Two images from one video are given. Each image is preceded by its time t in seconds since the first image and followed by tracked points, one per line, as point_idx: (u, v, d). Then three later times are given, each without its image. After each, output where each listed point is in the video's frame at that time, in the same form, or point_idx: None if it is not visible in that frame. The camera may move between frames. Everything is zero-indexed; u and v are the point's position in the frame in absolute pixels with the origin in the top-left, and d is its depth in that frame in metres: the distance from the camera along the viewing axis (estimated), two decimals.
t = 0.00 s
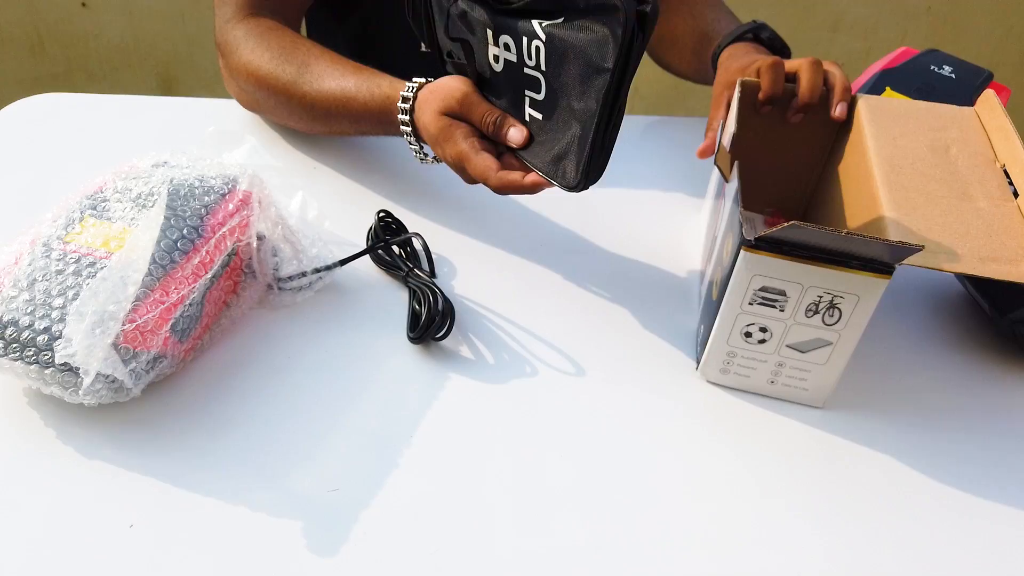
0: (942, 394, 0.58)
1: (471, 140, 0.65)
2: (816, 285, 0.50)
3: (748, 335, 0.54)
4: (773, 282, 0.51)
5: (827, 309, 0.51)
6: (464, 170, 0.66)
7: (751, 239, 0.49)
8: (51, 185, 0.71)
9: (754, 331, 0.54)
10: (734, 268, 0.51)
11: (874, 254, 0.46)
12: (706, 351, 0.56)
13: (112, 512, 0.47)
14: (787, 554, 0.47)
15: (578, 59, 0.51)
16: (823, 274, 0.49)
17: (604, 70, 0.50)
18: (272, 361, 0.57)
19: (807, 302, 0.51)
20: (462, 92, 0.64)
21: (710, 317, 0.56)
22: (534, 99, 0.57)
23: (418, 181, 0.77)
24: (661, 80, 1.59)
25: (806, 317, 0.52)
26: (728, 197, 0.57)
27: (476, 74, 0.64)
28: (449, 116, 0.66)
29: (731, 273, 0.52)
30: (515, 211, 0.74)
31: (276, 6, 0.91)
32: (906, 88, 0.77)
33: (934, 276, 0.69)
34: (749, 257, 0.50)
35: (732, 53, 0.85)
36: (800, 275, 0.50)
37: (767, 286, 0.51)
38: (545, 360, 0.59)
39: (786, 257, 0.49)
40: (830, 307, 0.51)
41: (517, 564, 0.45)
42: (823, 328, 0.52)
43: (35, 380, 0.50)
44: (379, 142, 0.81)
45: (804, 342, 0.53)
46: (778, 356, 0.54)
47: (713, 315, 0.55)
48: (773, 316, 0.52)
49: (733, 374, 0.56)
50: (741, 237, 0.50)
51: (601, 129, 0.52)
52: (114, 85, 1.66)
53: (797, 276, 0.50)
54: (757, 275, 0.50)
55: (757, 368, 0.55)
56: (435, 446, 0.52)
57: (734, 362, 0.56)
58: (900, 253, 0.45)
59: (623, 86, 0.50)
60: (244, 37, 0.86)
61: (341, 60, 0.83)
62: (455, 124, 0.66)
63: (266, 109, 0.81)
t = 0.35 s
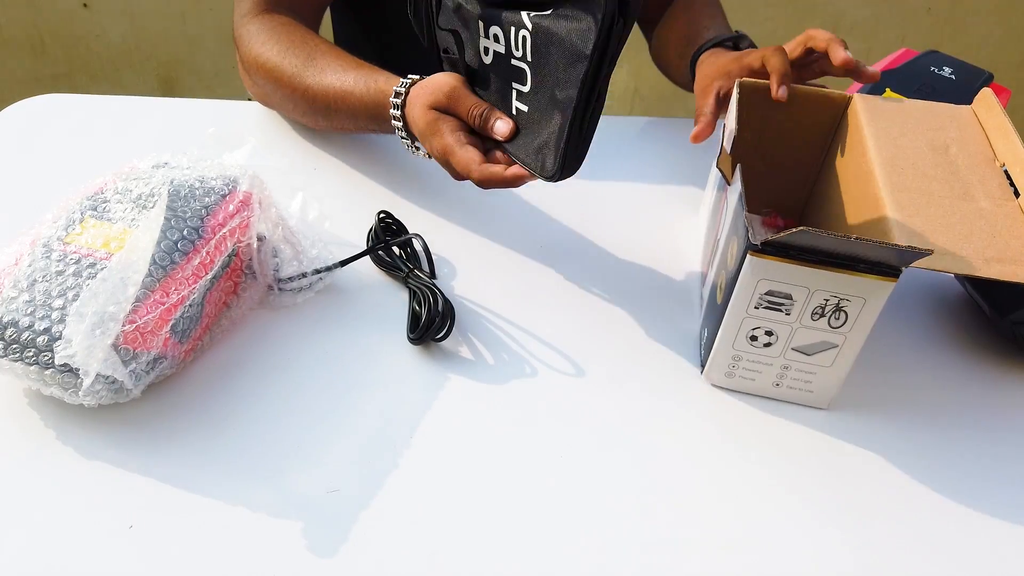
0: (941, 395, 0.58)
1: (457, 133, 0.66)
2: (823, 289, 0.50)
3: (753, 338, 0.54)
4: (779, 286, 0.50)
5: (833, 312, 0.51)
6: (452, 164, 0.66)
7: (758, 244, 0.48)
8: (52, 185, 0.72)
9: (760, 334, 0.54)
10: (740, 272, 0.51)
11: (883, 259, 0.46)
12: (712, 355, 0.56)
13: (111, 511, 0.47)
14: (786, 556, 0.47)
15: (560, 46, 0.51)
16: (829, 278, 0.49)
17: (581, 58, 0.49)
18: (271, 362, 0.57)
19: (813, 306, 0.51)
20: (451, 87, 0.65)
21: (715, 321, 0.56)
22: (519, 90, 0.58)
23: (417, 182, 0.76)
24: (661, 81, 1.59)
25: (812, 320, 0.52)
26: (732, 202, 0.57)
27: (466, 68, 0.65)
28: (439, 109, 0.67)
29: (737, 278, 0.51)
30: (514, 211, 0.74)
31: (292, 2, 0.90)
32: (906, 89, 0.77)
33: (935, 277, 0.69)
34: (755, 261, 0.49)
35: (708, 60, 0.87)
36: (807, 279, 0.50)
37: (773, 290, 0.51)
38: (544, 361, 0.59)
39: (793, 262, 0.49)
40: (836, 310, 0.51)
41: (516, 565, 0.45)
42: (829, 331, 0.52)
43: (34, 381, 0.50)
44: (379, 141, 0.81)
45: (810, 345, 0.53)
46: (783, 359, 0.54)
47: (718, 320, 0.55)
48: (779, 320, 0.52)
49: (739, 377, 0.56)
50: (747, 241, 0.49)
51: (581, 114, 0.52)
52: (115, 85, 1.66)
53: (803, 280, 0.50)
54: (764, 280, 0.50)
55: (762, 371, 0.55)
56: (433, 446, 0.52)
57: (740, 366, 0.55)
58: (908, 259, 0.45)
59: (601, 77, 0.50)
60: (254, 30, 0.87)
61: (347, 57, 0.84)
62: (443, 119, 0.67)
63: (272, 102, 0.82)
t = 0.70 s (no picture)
0: (941, 395, 0.58)
1: (437, 150, 0.66)
2: (765, 250, 0.49)
3: (700, 301, 0.54)
4: (723, 244, 0.50)
5: (776, 276, 0.50)
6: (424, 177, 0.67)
7: (700, 197, 0.48)
8: (51, 185, 0.71)
9: (706, 297, 0.54)
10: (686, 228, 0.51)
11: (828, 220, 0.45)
12: (661, 319, 0.57)
13: (108, 512, 0.47)
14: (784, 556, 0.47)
15: (550, 96, 0.52)
16: (772, 237, 0.48)
17: (562, 110, 0.51)
18: (270, 363, 0.57)
19: (756, 268, 0.50)
20: (445, 104, 0.66)
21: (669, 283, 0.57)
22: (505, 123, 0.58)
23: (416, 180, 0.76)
24: (661, 80, 1.59)
25: (755, 283, 0.51)
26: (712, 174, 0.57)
27: (463, 88, 0.65)
28: (428, 123, 0.68)
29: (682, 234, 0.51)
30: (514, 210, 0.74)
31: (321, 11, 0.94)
32: (906, 88, 0.77)
33: (935, 276, 0.69)
34: (699, 216, 0.49)
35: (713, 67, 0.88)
36: (749, 237, 0.49)
37: (717, 248, 0.51)
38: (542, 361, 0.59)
39: (736, 218, 0.48)
40: (779, 274, 0.50)
41: (515, 566, 0.45)
42: (772, 296, 0.51)
43: (31, 381, 0.50)
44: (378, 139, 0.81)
45: (755, 311, 0.53)
46: (730, 325, 0.55)
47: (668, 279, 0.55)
48: (724, 281, 0.52)
49: (688, 342, 0.57)
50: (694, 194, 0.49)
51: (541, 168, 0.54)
52: (115, 85, 1.66)
53: (746, 240, 0.49)
54: (707, 236, 0.50)
55: (710, 337, 0.56)
56: (432, 447, 0.51)
57: (688, 328, 0.56)
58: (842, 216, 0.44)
59: (580, 124, 0.52)
60: (280, 23, 0.91)
61: (360, 61, 0.87)
62: (430, 135, 0.68)
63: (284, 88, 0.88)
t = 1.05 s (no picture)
0: (941, 394, 0.58)
1: (412, 160, 0.68)
2: (781, 66, 0.49)
3: (751, 163, 0.53)
4: (737, 88, 0.50)
5: (807, 88, 0.50)
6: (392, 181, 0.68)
7: (693, 48, 0.49)
8: (51, 185, 0.72)
9: (755, 156, 0.52)
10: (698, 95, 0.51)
11: None
12: (726, 213, 0.54)
13: (108, 513, 0.47)
14: (783, 557, 0.47)
15: (525, 165, 0.53)
16: (780, 48, 0.48)
17: (528, 180, 0.52)
18: (270, 363, 0.57)
19: (783, 89, 0.50)
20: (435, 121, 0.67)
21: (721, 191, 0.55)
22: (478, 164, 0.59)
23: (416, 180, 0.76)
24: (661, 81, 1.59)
25: (790, 108, 0.51)
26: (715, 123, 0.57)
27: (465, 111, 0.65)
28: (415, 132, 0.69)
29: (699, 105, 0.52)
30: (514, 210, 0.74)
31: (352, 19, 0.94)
32: (906, 89, 0.76)
33: (936, 275, 0.69)
34: (702, 69, 0.50)
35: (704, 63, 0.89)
36: (761, 61, 0.49)
37: (735, 93, 0.50)
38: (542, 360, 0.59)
39: (734, 49, 0.49)
40: (807, 84, 0.49)
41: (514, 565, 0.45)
42: (816, 112, 0.50)
43: (32, 381, 0.50)
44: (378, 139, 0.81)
45: (810, 142, 0.51)
46: (795, 176, 0.52)
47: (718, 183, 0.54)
48: (762, 125, 0.51)
49: (765, 227, 0.54)
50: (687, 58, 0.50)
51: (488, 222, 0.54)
52: (114, 85, 1.66)
53: (759, 65, 0.49)
54: (719, 86, 0.50)
55: (781, 203, 0.53)
56: (431, 447, 0.52)
57: (758, 212, 0.54)
58: None
59: (532, 205, 0.52)
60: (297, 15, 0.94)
61: (371, 56, 0.89)
62: (412, 142, 0.69)
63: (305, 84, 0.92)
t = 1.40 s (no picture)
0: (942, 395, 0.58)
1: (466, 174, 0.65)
2: (770, 67, 0.48)
3: (760, 161, 0.53)
4: (733, 94, 0.49)
5: (800, 81, 0.49)
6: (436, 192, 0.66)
7: (685, 66, 0.48)
8: (51, 185, 0.72)
9: (762, 154, 0.53)
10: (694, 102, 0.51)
11: None
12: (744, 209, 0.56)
13: (106, 513, 0.47)
14: (783, 557, 0.47)
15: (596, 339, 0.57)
16: (766, 52, 0.47)
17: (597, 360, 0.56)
18: (270, 362, 0.57)
19: (777, 87, 0.49)
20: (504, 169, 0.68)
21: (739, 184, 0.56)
22: (526, 289, 0.61)
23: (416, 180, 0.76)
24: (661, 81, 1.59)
25: (787, 102, 0.50)
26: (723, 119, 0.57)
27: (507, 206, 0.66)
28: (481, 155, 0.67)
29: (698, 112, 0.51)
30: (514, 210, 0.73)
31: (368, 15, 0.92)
32: (907, 89, 0.76)
33: (937, 275, 0.69)
34: (695, 84, 0.49)
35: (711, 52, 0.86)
36: (749, 66, 0.48)
37: (732, 99, 0.50)
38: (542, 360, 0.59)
39: (721, 60, 0.47)
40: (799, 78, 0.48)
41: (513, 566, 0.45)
42: (813, 103, 0.49)
43: (32, 381, 0.50)
44: (378, 138, 0.81)
45: (813, 131, 0.51)
46: (805, 166, 0.52)
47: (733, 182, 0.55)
48: (764, 125, 0.51)
49: (785, 220, 0.55)
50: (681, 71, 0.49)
51: (557, 351, 0.55)
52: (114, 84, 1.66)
53: (749, 71, 0.48)
54: (714, 96, 0.50)
55: (798, 195, 0.54)
56: (432, 447, 0.51)
57: (776, 205, 0.55)
58: None
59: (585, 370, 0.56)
60: None
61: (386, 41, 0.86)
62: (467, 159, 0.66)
63: (309, 74, 0.86)
